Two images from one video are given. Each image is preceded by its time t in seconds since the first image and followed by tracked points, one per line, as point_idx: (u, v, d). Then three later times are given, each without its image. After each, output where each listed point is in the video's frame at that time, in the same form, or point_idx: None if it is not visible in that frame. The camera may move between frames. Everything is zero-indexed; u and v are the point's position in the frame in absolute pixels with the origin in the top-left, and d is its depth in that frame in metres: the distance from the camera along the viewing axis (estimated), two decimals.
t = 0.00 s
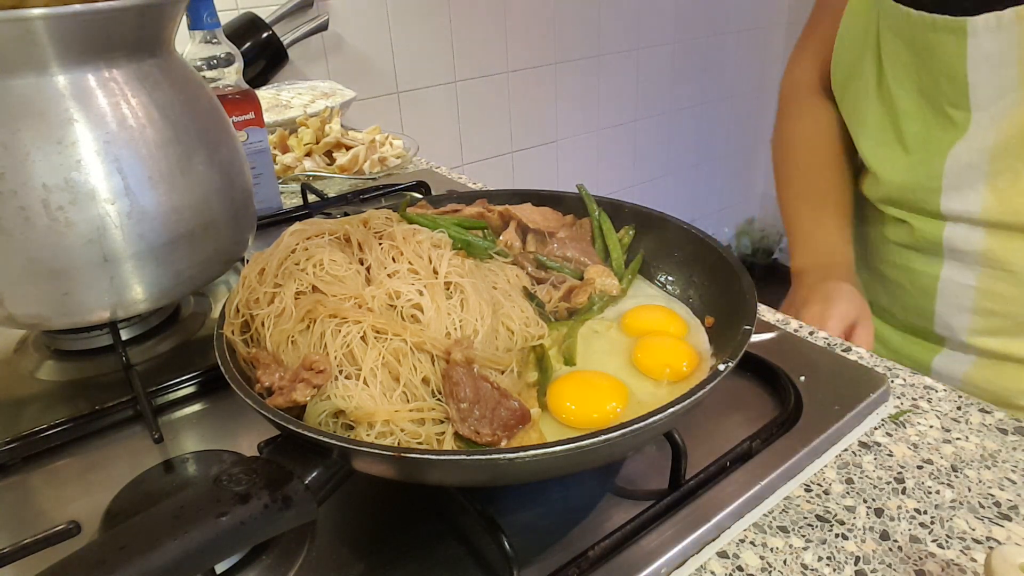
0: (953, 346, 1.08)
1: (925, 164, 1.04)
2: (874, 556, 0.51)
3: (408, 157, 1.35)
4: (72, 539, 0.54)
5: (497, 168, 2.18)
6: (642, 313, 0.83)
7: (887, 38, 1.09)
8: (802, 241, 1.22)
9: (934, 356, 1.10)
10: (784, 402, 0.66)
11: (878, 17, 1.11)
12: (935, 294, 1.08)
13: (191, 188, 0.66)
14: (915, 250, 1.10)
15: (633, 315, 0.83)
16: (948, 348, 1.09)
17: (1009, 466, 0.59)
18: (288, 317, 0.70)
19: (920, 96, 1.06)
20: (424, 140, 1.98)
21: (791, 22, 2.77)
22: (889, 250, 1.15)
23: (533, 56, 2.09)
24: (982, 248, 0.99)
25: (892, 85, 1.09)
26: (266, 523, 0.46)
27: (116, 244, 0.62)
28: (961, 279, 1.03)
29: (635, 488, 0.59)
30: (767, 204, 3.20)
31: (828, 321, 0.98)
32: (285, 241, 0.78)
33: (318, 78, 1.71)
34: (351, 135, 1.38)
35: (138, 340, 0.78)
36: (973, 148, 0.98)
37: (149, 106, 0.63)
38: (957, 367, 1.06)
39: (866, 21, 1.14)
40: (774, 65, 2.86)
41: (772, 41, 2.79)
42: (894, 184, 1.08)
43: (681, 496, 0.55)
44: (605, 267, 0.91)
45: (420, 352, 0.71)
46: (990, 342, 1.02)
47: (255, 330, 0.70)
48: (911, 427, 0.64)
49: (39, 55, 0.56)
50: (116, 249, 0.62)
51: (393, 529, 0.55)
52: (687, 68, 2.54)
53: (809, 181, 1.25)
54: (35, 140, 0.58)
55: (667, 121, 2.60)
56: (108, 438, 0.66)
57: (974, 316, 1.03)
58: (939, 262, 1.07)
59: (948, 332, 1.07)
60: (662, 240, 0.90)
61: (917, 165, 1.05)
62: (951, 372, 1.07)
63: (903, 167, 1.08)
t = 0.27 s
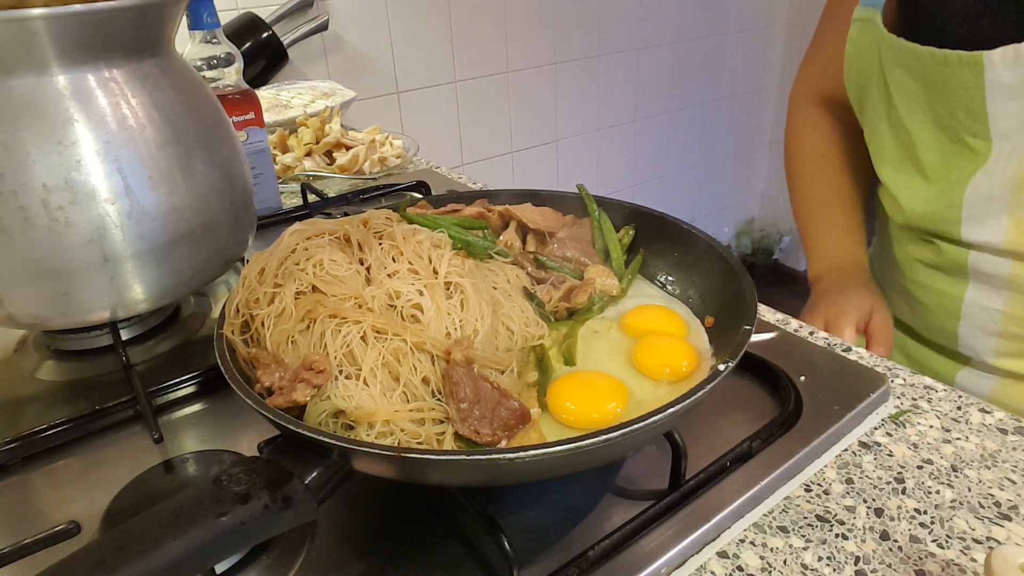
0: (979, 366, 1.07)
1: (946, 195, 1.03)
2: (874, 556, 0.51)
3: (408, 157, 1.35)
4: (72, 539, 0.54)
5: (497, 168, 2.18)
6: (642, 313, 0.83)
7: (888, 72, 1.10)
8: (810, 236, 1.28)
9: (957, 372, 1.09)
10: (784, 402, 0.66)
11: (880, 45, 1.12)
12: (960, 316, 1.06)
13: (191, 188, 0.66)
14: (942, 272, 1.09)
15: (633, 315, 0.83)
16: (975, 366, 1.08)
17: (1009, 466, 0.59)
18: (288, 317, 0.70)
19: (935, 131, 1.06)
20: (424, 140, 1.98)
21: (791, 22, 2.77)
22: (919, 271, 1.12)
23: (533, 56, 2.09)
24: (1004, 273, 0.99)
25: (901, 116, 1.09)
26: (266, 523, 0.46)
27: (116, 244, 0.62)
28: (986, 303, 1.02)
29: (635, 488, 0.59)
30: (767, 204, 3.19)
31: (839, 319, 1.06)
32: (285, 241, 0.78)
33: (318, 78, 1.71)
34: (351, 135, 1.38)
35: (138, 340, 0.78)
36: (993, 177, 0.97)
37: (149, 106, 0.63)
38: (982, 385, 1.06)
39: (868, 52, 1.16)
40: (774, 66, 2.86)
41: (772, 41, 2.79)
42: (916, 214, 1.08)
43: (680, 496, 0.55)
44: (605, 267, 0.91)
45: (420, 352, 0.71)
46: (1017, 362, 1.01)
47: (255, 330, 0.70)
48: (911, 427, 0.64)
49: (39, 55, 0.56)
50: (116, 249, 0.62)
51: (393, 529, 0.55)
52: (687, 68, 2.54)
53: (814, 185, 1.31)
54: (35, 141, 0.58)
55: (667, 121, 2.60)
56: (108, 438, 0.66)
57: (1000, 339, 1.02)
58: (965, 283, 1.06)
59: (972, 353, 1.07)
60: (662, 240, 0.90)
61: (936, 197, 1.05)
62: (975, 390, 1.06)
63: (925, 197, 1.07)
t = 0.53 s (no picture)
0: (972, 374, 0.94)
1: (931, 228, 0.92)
2: (874, 556, 0.51)
3: (408, 157, 1.35)
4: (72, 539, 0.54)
5: (497, 168, 2.18)
6: (642, 314, 0.83)
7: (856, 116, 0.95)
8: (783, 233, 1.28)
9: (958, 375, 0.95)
10: (784, 403, 0.66)
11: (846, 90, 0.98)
12: (957, 322, 0.93)
13: (191, 188, 0.66)
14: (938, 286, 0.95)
15: (633, 315, 0.83)
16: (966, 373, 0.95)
17: (1009, 466, 0.59)
18: (288, 317, 0.70)
19: (911, 167, 0.93)
20: (424, 140, 1.98)
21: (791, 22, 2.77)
22: (928, 290, 0.96)
23: (533, 56, 2.09)
24: None
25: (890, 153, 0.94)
26: (266, 524, 0.46)
27: (116, 244, 0.62)
28: (980, 316, 0.90)
29: (635, 488, 0.59)
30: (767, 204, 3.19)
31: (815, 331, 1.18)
32: (285, 241, 0.78)
33: (318, 78, 1.71)
34: (351, 135, 1.38)
35: (138, 340, 0.78)
36: (974, 217, 0.86)
37: (148, 106, 0.63)
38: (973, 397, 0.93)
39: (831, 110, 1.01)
40: (774, 66, 2.86)
41: (772, 41, 2.79)
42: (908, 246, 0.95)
43: (680, 496, 0.55)
44: (605, 267, 0.91)
45: (420, 352, 0.71)
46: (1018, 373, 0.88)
47: (255, 330, 0.70)
48: (911, 427, 0.64)
49: (39, 55, 0.56)
50: (116, 249, 0.62)
51: (393, 529, 0.55)
52: (687, 68, 2.54)
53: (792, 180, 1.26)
54: (35, 140, 0.58)
55: (667, 121, 2.60)
56: (108, 438, 0.66)
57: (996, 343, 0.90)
58: (962, 293, 0.92)
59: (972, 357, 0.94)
60: (662, 241, 0.90)
61: (927, 226, 0.93)
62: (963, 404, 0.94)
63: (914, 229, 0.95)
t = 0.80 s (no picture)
0: (945, 353, 1.06)
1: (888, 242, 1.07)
2: (874, 556, 0.51)
3: (408, 157, 1.35)
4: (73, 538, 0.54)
5: (497, 168, 2.18)
6: (642, 314, 0.83)
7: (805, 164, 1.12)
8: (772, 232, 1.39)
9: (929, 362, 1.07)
10: (784, 403, 0.66)
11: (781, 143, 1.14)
12: (925, 309, 1.06)
13: (191, 188, 0.66)
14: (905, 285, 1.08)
15: (633, 315, 0.83)
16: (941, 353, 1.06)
17: (1009, 466, 0.59)
18: (288, 317, 0.70)
19: (865, 200, 1.08)
20: (424, 140, 1.98)
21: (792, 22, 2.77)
22: (897, 287, 1.09)
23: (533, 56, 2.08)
24: (1003, 288, 0.95)
25: (836, 189, 1.10)
26: (266, 523, 0.46)
27: (116, 244, 0.62)
28: (944, 306, 1.03)
29: (635, 488, 0.59)
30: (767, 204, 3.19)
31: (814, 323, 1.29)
32: (285, 241, 0.78)
33: (318, 78, 1.71)
34: (351, 135, 1.38)
35: (138, 340, 0.78)
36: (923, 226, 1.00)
37: (149, 106, 0.63)
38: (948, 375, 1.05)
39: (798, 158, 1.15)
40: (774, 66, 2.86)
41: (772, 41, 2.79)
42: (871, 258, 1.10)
43: (680, 496, 0.55)
44: (605, 266, 0.91)
45: (420, 352, 0.71)
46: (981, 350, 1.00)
47: (255, 330, 0.70)
48: (911, 427, 0.64)
49: (39, 55, 0.56)
50: (116, 249, 0.62)
51: (392, 529, 0.55)
52: (687, 68, 2.54)
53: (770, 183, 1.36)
54: (35, 141, 0.58)
55: (667, 121, 2.60)
56: (108, 438, 0.66)
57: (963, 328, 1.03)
58: (926, 287, 1.04)
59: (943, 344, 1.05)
60: (662, 241, 0.90)
61: (883, 241, 1.08)
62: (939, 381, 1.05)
63: (872, 243, 1.10)
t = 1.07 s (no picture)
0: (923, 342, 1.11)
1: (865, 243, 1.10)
2: (874, 556, 0.51)
3: (408, 157, 1.35)
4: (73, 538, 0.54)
5: (497, 168, 2.18)
6: (642, 314, 0.83)
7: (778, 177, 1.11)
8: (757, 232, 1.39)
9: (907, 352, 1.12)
10: (784, 403, 0.66)
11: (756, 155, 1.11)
12: (902, 302, 1.11)
13: (191, 188, 0.65)
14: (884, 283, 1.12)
15: (633, 315, 0.83)
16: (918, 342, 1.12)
17: (1009, 466, 0.59)
18: (288, 318, 0.70)
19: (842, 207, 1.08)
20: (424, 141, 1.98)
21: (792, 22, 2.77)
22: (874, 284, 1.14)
23: (533, 56, 2.08)
24: (972, 283, 1.00)
25: (812, 199, 1.11)
26: (266, 523, 0.46)
27: (116, 244, 0.62)
28: (918, 301, 1.08)
29: (635, 488, 0.59)
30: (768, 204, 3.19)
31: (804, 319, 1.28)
32: (285, 241, 0.78)
33: (318, 78, 1.71)
34: (351, 135, 1.38)
35: (138, 340, 0.78)
36: (897, 231, 1.03)
37: (149, 106, 0.63)
38: (928, 363, 1.09)
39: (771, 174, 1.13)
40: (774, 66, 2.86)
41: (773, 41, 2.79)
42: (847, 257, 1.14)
43: (680, 496, 0.55)
44: (605, 266, 0.91)
45: (420, 351, 0.71)
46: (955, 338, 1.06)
47: (255, 330, 0.70)
48: (911, 427, 0.64)
49: (39, 55, 0.56)
50: (116, 249, 0.62)
51: (393, 528, 0.55)
52: (687, 68, 2.53)
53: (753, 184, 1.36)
54: (35, 141, 0.58)
55: (667, 121, 2.59)
56: (108, 438, 0.66)
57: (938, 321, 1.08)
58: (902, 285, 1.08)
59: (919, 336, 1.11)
60: (662, 241, 0.90)
61: (860, 244, 1.11)
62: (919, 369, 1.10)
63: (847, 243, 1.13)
